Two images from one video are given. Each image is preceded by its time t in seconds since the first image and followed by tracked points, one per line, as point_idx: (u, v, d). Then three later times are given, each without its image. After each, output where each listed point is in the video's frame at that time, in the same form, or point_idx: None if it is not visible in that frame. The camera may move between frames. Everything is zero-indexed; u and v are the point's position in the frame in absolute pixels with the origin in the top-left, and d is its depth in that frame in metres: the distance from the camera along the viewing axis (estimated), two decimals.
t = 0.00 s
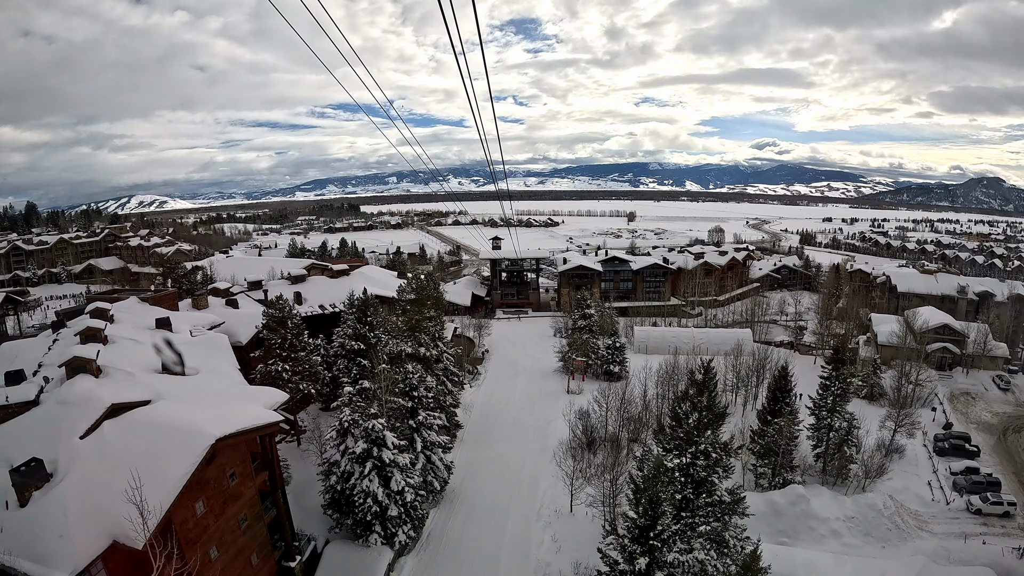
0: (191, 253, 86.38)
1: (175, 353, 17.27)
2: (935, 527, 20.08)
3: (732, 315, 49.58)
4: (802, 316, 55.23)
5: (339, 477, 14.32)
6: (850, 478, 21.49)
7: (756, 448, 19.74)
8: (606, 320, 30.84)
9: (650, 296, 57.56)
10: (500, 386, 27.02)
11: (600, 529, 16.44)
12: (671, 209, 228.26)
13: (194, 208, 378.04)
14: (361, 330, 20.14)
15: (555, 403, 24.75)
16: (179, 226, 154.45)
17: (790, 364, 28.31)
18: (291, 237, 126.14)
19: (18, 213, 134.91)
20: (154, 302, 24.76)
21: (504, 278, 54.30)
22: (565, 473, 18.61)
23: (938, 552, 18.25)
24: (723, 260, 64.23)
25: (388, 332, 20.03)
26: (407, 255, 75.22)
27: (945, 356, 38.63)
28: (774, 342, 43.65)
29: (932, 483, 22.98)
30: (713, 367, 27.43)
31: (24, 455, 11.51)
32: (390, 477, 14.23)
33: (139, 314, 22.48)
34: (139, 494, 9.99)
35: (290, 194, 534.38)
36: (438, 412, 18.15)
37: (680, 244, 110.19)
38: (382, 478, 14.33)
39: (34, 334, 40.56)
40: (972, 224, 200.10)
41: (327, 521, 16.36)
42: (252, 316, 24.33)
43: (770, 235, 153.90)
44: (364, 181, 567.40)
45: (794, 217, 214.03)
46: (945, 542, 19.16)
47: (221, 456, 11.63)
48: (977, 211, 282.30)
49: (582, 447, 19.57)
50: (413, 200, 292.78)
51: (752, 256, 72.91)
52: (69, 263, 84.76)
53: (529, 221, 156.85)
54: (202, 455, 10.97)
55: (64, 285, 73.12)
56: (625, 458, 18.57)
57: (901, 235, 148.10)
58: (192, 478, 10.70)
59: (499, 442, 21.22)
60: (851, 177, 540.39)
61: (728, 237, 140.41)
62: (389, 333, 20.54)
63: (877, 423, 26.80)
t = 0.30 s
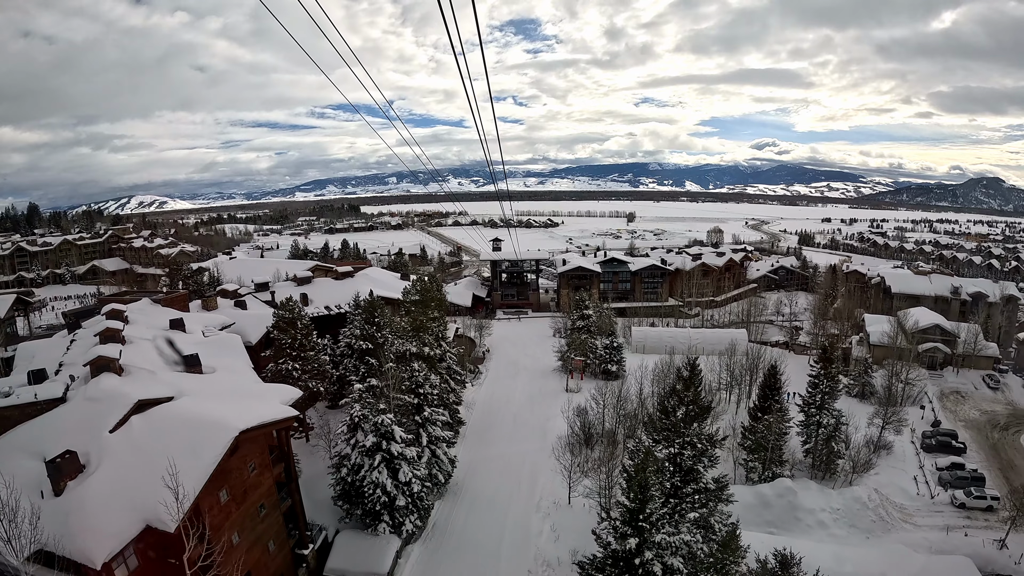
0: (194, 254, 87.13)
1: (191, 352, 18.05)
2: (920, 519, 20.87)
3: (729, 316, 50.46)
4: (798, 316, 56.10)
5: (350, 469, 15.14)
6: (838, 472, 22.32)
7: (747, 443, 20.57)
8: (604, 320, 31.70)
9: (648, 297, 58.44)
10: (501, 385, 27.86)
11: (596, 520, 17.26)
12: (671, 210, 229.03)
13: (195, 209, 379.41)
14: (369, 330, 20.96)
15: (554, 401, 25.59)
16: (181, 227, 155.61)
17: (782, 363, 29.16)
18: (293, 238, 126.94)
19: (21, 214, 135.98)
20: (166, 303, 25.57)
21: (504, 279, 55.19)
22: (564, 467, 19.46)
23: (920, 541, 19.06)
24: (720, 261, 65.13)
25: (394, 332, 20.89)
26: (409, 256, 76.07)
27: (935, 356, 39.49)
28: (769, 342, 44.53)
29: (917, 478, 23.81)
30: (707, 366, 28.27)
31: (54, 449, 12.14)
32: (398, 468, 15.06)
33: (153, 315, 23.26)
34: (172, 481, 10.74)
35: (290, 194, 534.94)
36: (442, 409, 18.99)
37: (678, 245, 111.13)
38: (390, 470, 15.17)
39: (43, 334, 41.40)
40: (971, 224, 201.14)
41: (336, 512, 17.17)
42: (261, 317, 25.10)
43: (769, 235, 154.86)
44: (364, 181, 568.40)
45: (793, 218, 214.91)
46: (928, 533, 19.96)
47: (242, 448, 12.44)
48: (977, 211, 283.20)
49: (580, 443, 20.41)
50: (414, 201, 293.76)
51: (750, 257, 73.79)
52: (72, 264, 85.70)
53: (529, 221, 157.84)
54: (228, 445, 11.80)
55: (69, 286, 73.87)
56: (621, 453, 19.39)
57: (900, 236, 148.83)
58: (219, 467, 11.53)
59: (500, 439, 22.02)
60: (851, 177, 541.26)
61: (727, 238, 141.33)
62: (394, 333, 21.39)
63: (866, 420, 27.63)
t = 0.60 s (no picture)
0: (196, 256, 87.96)
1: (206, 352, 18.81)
2: (905, 512, 21.70)
3: (725, 316, 51.31)
4: (794, 316, 56.94)
5: (359, 462, 16.02)
6: (826, 468, 23.15)
7: (739, 439, 21.41)
8: (602, 321, 32.65)
9: (646, 297, 59.32)
10: (501, 383, 28.72)
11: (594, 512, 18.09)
12: (670, 210, 229.87)
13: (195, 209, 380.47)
14: (375, 330, 21.81)
15: (553, 400, 26.45)
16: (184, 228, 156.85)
17: (775, 362, 30.01)
18: (294, 239, 127.75)
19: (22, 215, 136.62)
20: (177, 304, 26.34)
21: (504, 280, 56.06)
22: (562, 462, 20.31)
23: (904, 533, 19.85)
24: (718, 262, 65.97)
25: (400, 332, 21.80)
26: (409, 257, 76.93)
27: (928, 355, 40.36)
28: (765, 342, 45.41)
29: (904, 473, 24.63)
30: (701, 365, 29.16)
31: (82, 444, 12.81)
32: (405, 461, 15.97)
33: (165, 316, 23.97)
34: (200, 471, 11.50)
35: (290, 195, 535.76)
36: (446, 406, 19.85)
37: (677, 246, 112.02)
38: (398, 462, 16.07)
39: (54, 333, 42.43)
40: (969, 224, 202.03)
41: (345, 504, 17.98)
42: (270, 318, 25.93)
43: (768, 236, 155.65)
44: (365, 181, 569.64)
45: (792, 218, 215.71)
46: (913, 525, 20.77)
47: (261, 440, 13.26)
48: (976, 211, 284.12)
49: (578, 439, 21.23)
50: (414, 201, 294.62)
51: (747, 258, 74.71)
52: (76, 265, 86.53)
53: (529, 222, 158.86)
54: (250, 438, 12.62)
55: (74, 287, 74.80)
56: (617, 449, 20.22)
57: (899, 236, 149.50)
58: (242, 458, 12.34)
59: (500, 435, 22.86)
60: (850, 177, 542.32)
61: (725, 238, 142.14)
62: (400, 333, 22.31)
63: (856, 418, 28.49)
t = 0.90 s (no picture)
0: (199, 257, 88.88)
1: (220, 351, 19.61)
2: (891, 506, 22.53)
3: (722, 317, 52.19)
4: (790, 316, 57.84)
5: (368, 456, 16.87)
6: (816, 463, 24.01)
7: (731, 435, 22.27)
8: (600, 321, 33.46)
9: (644, 298, 60.25)
10: (502, 382, 29.56)
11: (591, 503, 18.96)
12: (670, 211, 230.72)
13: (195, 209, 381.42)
14: (381, 329, 22.64)
15: (552, 397, 27.29)
16: (185, 228, 157.85)
17: (768, 362, 30.87)
18: (295, 240, 128.75)
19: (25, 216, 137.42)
20: (188, 305, 27.13)
21: (505, 280, 57.02)
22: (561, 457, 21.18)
23: (890, 525, 20.67)
24: (716, 263, 66.88)
25: (405, 332, 22.66)
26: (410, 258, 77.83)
27: (920, 354, 41.26)
28: (761, 342, 46.31)
29: (892, 468, 25.46)
30: (697, 364, 29.99)
31: (109, 437, 13.54)
32: (412, 454, 16.82)
33: (177, 317, 24.74)
34: (223, 461, 12.30)
35: (290, 195, 536.56)
36: (449, 403, 20.68)
37: (676, 246, 112.99)
38: (405, 456, 16.94)
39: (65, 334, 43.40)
40: (967, 224, 202.90)
41: (354, 496, 18.82)
42: (278, 318, 26.75)
43: (767, 236, 156.60)
44: (365, 181, 570.61)
45: (792, 218, 216.72)
46: (898, 517, 21.60)
47: (278, 433, 14.08)
48: (975, 211, 285.00)
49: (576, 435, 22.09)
50: (414, 201, 295.54)
51: (745, 258, 75.64)
52: (80, 266, 87.43)
53: (529, 222, 159.95)
54: (269, 431, 13.42)
55: (79, 288, 75.74)
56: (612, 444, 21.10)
57: (897, 237, 150.43)
58: (261, 450, 13.12)
59: (501, 432, 23.70)
60: (850, 177, 543.20)
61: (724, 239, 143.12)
62: (404, 333, 23.15)
63: (846, 415, 29.37)
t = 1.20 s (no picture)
0: (203, 258, 89.80)
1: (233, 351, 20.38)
2: (878, 499, 23.38)
3: (719, 317, 53.13)
4: (786, 316, 58.76)
5: (375, 450, 17.77)
6: (806, 458, 24.91)
7: (723, 431, 23.13)
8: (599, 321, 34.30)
9: (642, 298, 61.24)
10: (502, 381, 30.38)
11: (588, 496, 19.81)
12: (669, 211, 231.76)
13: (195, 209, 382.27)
14: (386, 330, 23.52)
15: (552, 396, 28.10)
16: (187, 228, 158.83)
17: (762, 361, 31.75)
18: (297, 240, 129.52)
19: (27, 217, 138.21)
20: (198, 306, 27.94)
21: (505, 281, 58.02)
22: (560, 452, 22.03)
23: (876, 516, 21.54)
24: (713, 263, 67.78)
25: (410, 332, 23.55)
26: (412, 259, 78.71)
27: (912, 354, 42.12)
28: (756, 341, 47.25)
29: (880, 464, 26.35)
30: (692, 364, 30.87)
31: (131, 431, 14.19)
32: (417, 448, 17.73)
33: (188, 318, 25.50)
34: (245, 453, 13.12)
35: (290, 195, 537.21)
36: (452, 400, 21.53)
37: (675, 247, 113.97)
38: (411, 450, 17.86)
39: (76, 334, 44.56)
40: (966, 224, 203.60)
41: (362, 489, 19.65)
42: (286, 318, 27.68)
43: (765, 236, 157.58)
44: (365, 181, 571.75)
45: (791, 219, 217.64)
46: (884, 510, 22.48)
47: (294, 427, 14.92)
48: (977, 210, 286.27)
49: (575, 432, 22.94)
50: (414, 202, 296.53)
51: (743, 258, 76.54)
52: (84, 267, 88.31)
53: (529, 223, 160.98)
54: (286, 425, 14.29)
55: (85, 288, 76.76)
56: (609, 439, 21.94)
57: (896, 237, 151.34)
58: (279, 442, 14.01)
59: (502, 428, 24.59)
60: (850, 177, 544.03)
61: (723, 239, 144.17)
62: (408, 333, 24.04)
63: (836, 413, 30.29)
